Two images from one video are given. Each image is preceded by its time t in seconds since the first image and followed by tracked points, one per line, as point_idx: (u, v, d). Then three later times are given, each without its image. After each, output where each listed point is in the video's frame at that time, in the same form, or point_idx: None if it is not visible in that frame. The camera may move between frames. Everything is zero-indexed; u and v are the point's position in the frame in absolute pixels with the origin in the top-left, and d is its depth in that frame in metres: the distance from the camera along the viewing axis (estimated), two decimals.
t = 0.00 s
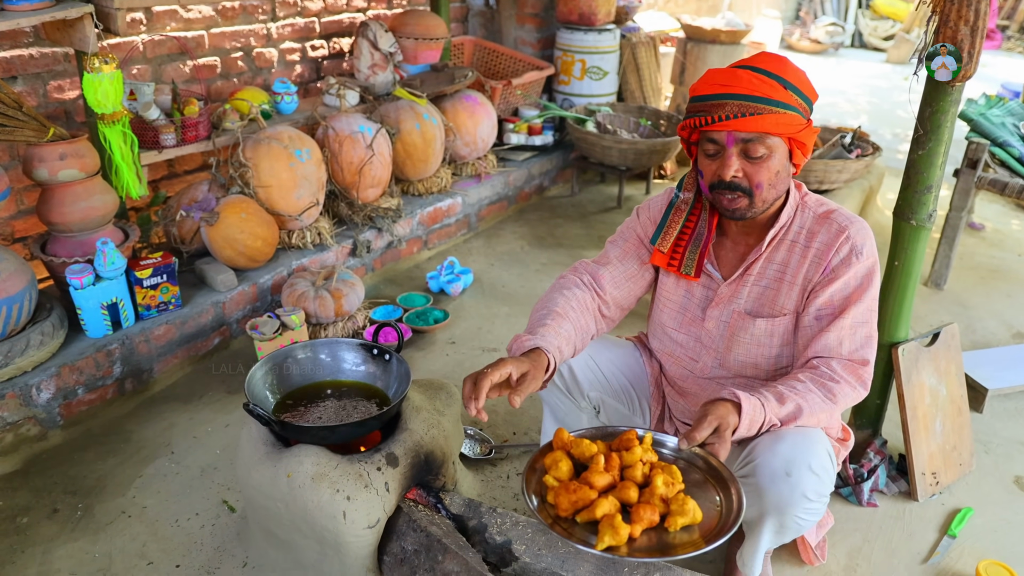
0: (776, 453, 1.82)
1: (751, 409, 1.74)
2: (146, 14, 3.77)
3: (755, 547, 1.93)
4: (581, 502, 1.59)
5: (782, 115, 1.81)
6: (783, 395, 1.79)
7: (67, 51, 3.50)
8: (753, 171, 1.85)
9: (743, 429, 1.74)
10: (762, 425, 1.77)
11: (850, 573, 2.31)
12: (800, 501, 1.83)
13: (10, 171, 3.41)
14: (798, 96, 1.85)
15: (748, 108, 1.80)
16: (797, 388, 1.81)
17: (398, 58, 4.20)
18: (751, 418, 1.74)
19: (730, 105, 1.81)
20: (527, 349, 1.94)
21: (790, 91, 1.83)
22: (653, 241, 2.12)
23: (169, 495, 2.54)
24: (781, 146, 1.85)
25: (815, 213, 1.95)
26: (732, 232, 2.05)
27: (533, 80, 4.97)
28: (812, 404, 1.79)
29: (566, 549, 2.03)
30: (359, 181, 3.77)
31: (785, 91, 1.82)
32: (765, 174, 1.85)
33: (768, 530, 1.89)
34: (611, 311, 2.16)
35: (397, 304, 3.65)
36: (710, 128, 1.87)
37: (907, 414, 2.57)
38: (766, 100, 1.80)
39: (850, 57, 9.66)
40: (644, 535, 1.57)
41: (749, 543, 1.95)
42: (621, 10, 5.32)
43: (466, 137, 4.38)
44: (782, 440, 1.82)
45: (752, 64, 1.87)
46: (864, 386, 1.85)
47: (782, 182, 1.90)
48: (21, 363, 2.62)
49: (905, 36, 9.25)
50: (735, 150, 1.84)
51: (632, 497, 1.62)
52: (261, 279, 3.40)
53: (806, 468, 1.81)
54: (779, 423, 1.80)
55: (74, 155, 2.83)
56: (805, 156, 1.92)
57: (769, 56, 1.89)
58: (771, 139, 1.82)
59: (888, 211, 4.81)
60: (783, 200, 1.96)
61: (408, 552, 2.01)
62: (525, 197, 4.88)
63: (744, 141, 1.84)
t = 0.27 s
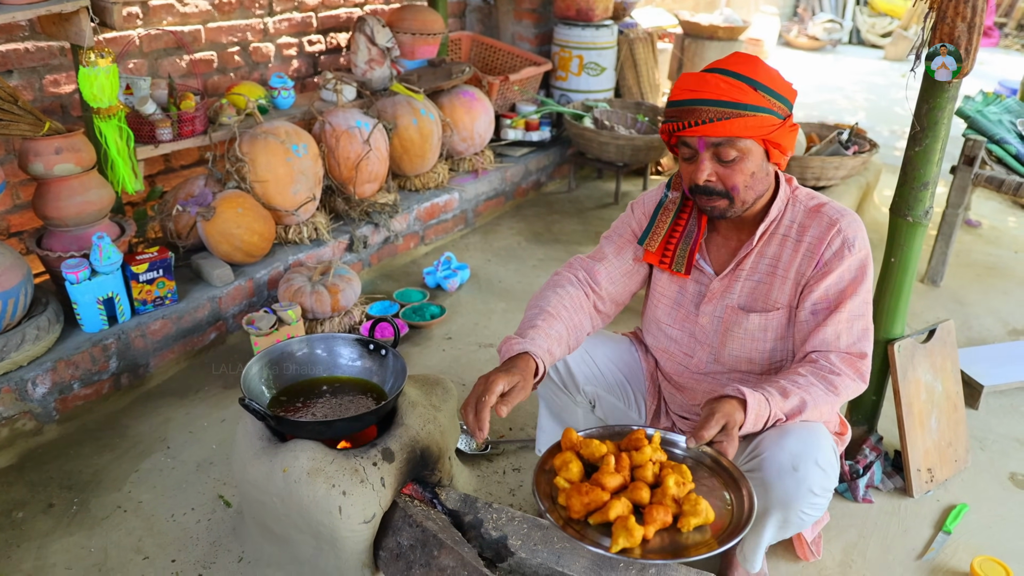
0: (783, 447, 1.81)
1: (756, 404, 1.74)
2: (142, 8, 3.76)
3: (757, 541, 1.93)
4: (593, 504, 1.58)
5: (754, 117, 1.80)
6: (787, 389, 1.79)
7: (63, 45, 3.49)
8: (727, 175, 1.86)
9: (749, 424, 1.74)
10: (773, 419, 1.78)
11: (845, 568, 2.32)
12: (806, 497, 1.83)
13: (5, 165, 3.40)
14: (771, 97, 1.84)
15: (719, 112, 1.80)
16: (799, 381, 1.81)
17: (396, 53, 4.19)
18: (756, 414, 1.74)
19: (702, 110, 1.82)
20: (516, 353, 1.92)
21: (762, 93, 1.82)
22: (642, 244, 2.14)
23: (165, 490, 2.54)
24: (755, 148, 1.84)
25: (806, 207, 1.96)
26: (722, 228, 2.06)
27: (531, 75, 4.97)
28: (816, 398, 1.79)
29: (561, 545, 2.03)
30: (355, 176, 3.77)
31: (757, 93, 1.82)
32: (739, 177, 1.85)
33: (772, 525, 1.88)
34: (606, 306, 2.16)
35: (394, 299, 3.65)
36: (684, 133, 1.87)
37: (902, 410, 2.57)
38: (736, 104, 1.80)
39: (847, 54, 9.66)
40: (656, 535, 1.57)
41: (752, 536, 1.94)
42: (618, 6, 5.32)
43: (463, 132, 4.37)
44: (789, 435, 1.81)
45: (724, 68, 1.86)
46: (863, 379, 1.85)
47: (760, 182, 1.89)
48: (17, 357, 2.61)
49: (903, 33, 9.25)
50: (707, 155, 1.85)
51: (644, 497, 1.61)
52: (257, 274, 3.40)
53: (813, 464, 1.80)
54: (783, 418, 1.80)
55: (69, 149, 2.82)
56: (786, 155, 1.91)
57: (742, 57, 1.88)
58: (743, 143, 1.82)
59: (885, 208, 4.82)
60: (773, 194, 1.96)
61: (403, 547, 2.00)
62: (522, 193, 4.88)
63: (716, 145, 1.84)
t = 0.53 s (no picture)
0: (805, 443, 1.82)
1: (780, 402, 1.74)
2: (144, 4, 3.75)
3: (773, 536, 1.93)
4: (643, 517, 1.55)
5: (745, 118, 1.80)
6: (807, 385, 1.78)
7: (65, 41, 3.49)
8: (721, 175, 1.85)
9: (774, 421, 1.74)
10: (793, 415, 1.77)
11: (848, 563, 2.32)
12: (826, 492, 1.83)
13: (8, 161, 3.41)
14: (762, 96, 1.83)
15: (709, 115, 1.80)
16: (817, 376, 1.80)
17: (398, 49, 4.19)
18: (780, 412, 1.74)
19: (694, 113, 1.81)
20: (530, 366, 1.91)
21: (753, 93, 1.82)
22: (640, 245, 2.13)
23: (169, 485, 2.54)
24: (747, 149, 1.84)
25: (805, 201, 1.95)
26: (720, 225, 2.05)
27: (533, 70, 4.96)
28: (834, 392, 1.78)
29: (564, 540, 2.03)
30: (358, 172, 3.77)
31: (747, 94, 1.81)
32: (733, 177, 1.85)
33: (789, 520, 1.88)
34: (610, 304, 2.17)
35: (397, 295, 3.65)
36: (677, 136, 1.87)
37: (906, 405, 2.57)
38: (726, 106, 1.79)
39: (851, 48, 9.62)
40: (709, 545, 1.55)
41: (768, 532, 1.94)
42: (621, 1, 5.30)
43: (466, 127, 4.37)
44: (810, 430, 1.82)
45: (713, 68, 1.86)
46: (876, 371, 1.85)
47: (755, 181, 1.89)
48: (20, 353, 2.62)
49: (908, 27, 9.21)
50: (700, 156, 1.85)
51: (691, 507, 1.58)
52: (260, 269, 3.40)
53: (834, 459, 1.81)
54: (806, 413, 1.79)
55: (72, 145, 2.82)
56: (780, 152, 1.90)
57: (731, 57, 1.87)
58: (735, 144, 1.82)
59: (888, 203, 4.80)
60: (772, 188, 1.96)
61: (406, 542, 2.01)
62: (524, 188, 4.88)
63: (708, 147, 1.83)
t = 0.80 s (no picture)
0: (806, 439, 1.82)
1: (787, 400, 1.73)
2: None
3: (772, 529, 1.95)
4: (676, 531, 1.52)
5: (754, 108, 1.81)
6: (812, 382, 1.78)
7: (63, 35, 3.48)
8: (730, 168, 1.84)
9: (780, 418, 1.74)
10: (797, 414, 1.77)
11: (843, 560, 2.32)
12: (825, 488, 1.84)
13: (6, 155, 3.40)
14: (767, 87, 1.84)
15: (720, 105, 1.79)
16: (819, 373, 1.80)
17: (397, 44, 4.18)
18: (786, 410, 1.73)
19: (703, 105, 1.80)
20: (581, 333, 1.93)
21: (759, 83, 1.83)
22: (637, 245, 2.11)
23: (166, 479, 2.55)
24: (755, 139, 1.85)
25: (797, 197, 1.95)
26: (714, 222, 2.05)
27: (532, 66, 4.95)
28: (835, 389, 1.79)
29: (561, 535, 2.03)
30: (356, 167, 3.76)
31: (754, 84, 1.82)
32: (742, 169, 1.84)
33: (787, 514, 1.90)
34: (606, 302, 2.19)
35: (394, 290, 3.65)
36: (682, 130, 1.86)
37: (902, 403, 2.57)
38: (736, 97, 1.79)
39: (851, 46, 9.62)
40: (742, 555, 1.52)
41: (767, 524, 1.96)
42: None
43: (465, 123, 4.37)
44: (811, 427, 1.83)
45: (716, 61, 1.86)
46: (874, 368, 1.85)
47: (758, 174, 1.89)
48: (18, 346, 2.62)
49: (908, 25, 9.21)
50: (710, 149, 1.83)
51: (720, 518, 1.56)
52: (258, 264, 3.40)
53: (834, 457, 1.81)
54: (809, 411, 1.79)
55: (70, 139, 2.82)
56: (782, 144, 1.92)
57: (732, 50, 1.88)
58: (745, 135, 1.82)
59: (887, 200, 4.81)
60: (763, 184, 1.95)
61: (402, 537, 2.01)
62: (522, 184, 4.88)
63: (717, 139, 1.83)
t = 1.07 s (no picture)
0: (801, 433, 1.82)
1: (784, 393, 1.74)
2: None
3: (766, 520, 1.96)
4: (676, 518, 1.52)
5: (756, 104, 1.81)
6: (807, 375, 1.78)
7: (56, 29, 3.47)
8: (730, 162, 1.84)
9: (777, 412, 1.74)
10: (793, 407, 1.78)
11: (838, 552, 2.33)
12: (819, 481, 1.85)
13: None
14: (768, 83, 1.85)
15: (722, 100, 1.79)
16: (816, 366, 1.80)
17: (392, 38, 4.13)
18: (784, 403, 1.74)
19: (705, 99, 1.81)
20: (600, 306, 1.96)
21: (761, 78, 1.84)
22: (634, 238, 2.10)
23: (161, 474, 2.54)
24: (756, 134, 1.85)
25: (791, 191, 1.95)
26: (709, 216, 2.05)
27: (527, 61, 4.95)
28: (830, 382, 1.79)
29: (556, 529, 2.04)
30: (351, 161, 3.76)
31: (756, 79, 1.83)
32: (743, 164, 1.85)
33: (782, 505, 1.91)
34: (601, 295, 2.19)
35: (390, 284, 3.65)
36: (683, 124, 1.85)
37: (897, 396, 2.58)
38: (739, 91, 1.80)
39: (846, 40, 9.62)
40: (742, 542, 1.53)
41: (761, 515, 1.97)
42: None
43: (460, 117, 4.36)
44: (805, 421, 1.82)
45: (719, 55, 1.86)
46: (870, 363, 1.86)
47: (757, 169, 1.90)
48: (12, 342, 2.61)
49: (903, 19, 9.21)
50: (712, 143, 1.83)
51: (720, 505, 1.56)
52: (253, 259, 3.40)
53: (829, 450, 1.81)
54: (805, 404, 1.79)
55: (63, 133, 2.81)
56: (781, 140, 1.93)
57: (735, 44, 1.89)
58: (746, 129, 1.83)
59: (881, 194, 4.82)
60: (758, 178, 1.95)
61: (398, 531, 2.02)
62: (518, 178, 4.88)
63: (719, 133, 1.83)
